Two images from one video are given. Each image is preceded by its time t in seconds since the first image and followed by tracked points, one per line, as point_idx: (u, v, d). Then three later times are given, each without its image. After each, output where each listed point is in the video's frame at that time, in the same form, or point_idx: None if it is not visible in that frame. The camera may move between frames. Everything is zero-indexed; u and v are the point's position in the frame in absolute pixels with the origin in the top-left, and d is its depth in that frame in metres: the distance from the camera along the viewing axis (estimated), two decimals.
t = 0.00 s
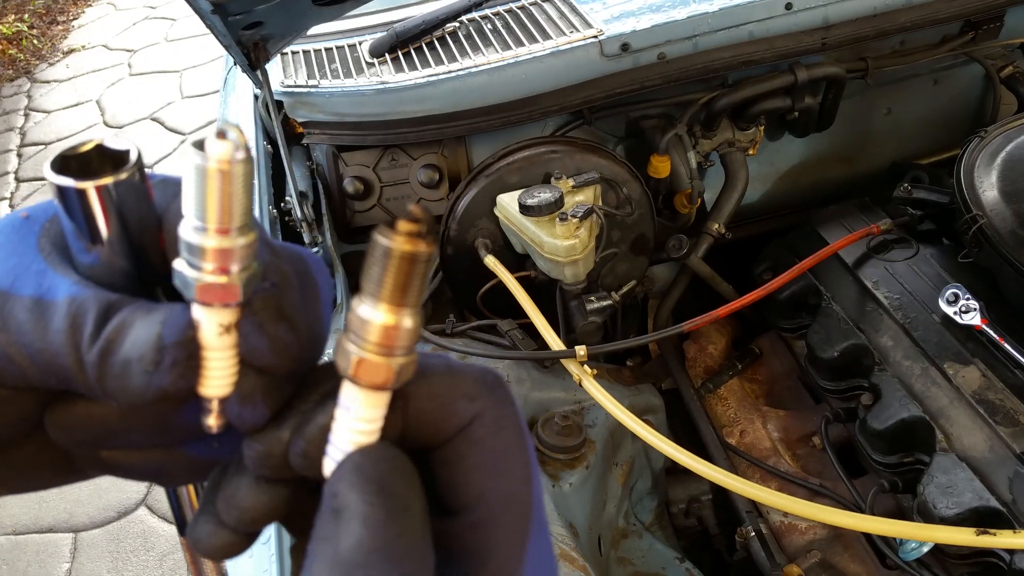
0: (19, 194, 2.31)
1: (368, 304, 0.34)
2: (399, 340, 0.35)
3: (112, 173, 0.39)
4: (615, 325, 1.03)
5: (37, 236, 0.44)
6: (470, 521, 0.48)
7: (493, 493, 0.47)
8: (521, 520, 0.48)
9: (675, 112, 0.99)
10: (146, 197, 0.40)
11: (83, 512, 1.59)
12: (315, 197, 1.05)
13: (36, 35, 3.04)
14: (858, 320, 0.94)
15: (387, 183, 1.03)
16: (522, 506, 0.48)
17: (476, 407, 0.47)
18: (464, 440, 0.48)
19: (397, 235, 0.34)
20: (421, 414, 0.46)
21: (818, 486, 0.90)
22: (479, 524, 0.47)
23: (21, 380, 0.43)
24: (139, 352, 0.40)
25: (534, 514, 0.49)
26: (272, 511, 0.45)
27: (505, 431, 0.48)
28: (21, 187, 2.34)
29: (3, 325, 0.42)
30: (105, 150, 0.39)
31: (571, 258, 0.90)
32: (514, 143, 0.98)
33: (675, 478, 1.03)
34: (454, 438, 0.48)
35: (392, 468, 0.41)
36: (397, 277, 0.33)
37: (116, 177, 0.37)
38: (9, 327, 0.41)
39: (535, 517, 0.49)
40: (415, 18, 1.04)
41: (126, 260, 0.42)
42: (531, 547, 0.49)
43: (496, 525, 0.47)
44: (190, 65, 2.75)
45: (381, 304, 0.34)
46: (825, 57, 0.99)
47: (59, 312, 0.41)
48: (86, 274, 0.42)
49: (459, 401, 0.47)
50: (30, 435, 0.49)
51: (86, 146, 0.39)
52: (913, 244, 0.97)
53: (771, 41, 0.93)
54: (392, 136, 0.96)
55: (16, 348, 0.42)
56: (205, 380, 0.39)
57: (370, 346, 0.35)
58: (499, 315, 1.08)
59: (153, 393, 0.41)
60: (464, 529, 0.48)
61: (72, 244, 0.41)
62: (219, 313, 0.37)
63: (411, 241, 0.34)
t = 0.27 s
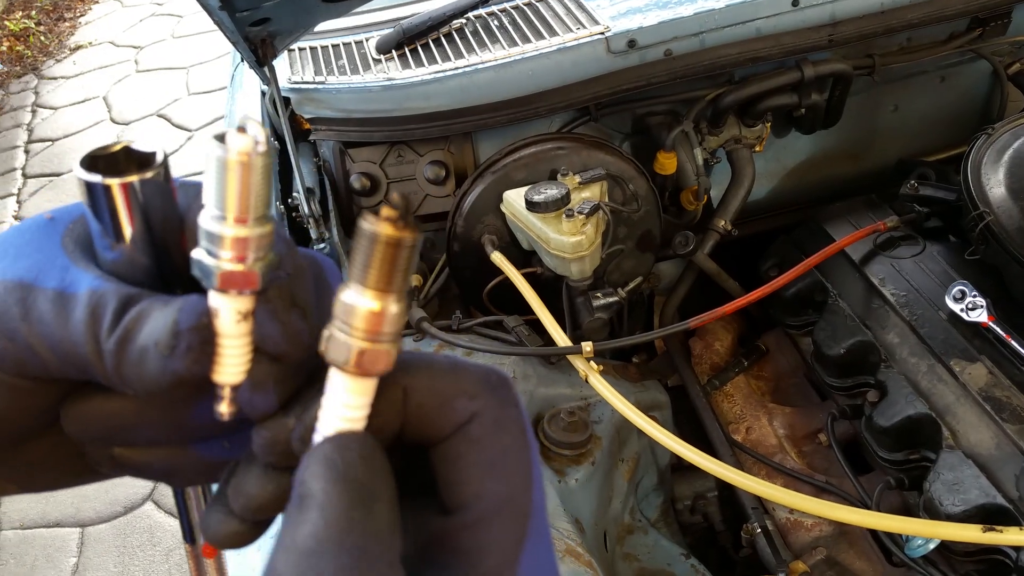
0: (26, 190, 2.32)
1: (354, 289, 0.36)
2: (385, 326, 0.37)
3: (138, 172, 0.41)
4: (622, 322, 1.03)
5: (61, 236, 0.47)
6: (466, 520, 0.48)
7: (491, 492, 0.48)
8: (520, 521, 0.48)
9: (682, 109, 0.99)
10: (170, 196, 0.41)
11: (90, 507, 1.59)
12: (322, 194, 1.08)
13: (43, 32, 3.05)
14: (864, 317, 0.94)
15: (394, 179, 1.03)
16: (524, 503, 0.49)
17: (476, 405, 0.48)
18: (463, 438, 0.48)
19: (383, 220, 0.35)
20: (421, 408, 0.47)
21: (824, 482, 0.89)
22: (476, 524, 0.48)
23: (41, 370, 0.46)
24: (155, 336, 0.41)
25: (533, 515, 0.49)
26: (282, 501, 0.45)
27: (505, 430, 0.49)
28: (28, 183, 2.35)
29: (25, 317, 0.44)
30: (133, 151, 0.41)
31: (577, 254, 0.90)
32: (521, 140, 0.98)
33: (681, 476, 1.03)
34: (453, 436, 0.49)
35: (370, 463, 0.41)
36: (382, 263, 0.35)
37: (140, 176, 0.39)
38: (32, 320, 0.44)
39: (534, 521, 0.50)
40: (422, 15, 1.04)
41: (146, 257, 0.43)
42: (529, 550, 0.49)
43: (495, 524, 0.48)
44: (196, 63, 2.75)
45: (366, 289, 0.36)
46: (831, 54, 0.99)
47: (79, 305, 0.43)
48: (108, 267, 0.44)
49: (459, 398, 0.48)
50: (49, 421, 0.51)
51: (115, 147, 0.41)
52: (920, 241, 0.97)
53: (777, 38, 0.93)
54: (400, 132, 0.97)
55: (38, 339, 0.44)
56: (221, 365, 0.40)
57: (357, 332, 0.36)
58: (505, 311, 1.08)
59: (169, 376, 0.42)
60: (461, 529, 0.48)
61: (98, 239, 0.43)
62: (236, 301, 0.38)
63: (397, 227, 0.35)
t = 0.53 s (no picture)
0: (32, 189, 2.33)
1: (358, 289, 0.38)
2: (385, 329, 0.39)
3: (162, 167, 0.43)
4: (626, 321, 1.03)
5: (83, 230, 0.50)
6: (466, 516, 0.48)
7: (491, 488, 0.48)
8: (520, 517, 0.48)
9: (687, 108, 0.99)
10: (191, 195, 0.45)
11: (94, 505, 1.60)
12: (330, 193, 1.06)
13: (50, 31, 3.06)
14: (868, 316, 0.94)
15: (400, 178, 1.04)
16: (525, 499, 0.49)
17: (479, 401, 0.50)
18: (465, 434, 0.50)
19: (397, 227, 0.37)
20: (423, 403, 0.49)
21: (829, 482, 0.90)
22: (476, 518, 0.48)
23: (54, 356, 0.47)
24: (170, 321, 0.44)
25: (533, 513, 0.49)
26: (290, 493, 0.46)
27: (507, 427, 0.50)
28: (34, 181, 2.36)
29: (43, 303, 0.46)
30: (160, 150, 0.44)
31: (582, 253, 0.90)
32: (527, 139, 0.98)
33: (685, 475, 1.03)
34: (457, 432, 0.50)
35: (338, 453, 0.42)
36: (391, 266, 0.37)
37: (165, 171, 0.42)
38: (49, 307, 0.46)
39: (534, 519, 0.49)
40: (429, 14, 1.05)
41: (163, 249, 0.47)
42: (528, 548, 0.49)
43: (494, 519, 0.48)
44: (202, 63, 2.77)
45: (370, 291, 0.38)
46: (836, 54, 0.99)
47: (96, 292, 0.45)
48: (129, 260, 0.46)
49: (463, 395, 0.50)
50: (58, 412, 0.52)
51: (143, 144, 0.43)
52: (923, 241, 0.96)
53: (782, 38, 0.94)
54: (406, 131, 0.97)
55: (54, 326, 0.46)
56: (230, 356, 0.42)
57: (357, 331, 0.38)
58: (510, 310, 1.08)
59: (179, 360, 0.45)
60: (460, 524, 0.48)
61: (120, 232, 0.46)
62: (254, 291, 0.41)
63: (409, 234, 0.37)
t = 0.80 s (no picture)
0: (33, 189, 2.33)
1: (338, 263, 0.40)
2: (363, 304, 0.40)
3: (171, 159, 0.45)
4: (626, 320, 1.03)
5: (90, 220, 0.52)
6: (449, 500, 0.49)
7: (474, 472, 0.49)
8: (503, 503, 0.49)
9: (688, 108, 0.99)
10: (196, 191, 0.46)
11: (96, 506, 1.60)
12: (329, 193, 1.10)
13: (51, 32, 3.06)
14: (868, 315, 0.94)
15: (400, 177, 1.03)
16: (508, 485, 0.49)
17: (467, 386, 0.51)
18: (452, 418, 0.50)
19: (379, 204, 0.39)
20: (413, 386, 0.50)
21: (829, 480, 0.90)
22: (459, 503, 0.48)
23: (54, 335, 0.49)
24: (168, 297, 0.45)
25: (516, 499, 0.50)
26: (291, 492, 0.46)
27: (492, 413, 0.51)
28: (35, 182, 2.36)
29: (45, 283, 0.48)
30: (170, 144, 0.45)
31: (582, 252, 0.90)
32: (527, 139, 0.98)
33: (685, 474, 1.03)
34: (444, 417, 0.51)
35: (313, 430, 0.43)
36: (372, 243, 0.39)
37: (173, 160, 0.43)
38: (51, 287, 0.48)
39: (518, 507, 0.50)
40: (429, 14, 1.05)
41: (165, 240, 0.48)
42: (510, 535, 0.49)
43: (476, 504, 0.48)
44: (202, 62, 2.76)
45: (351, 265, 0.39)
46: (836, 54, 0.99)
47: (98, 273, 0.47)
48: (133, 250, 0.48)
49: (450, 380, 0.51)
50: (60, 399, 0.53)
51: (154, 137, 0.45)
52: (923, 240, 0.97)
53: (783, 37, 0.94)
54: (407, 131, 0.96)
55: (55, 305, 0.48)
56: (224, 337, 0.44)
57: (336, 305, 0.39)
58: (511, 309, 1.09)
59: (176, 334, 0.46)
60: (444, 509, 0.48)
61: (126, 221, 0.47)
62: (256, 272, 0.43)
63: (391, 211, 0.39)
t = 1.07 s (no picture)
0: (39, 194, 2.34)
1: (350, 262, 0.40)
2: (373, 304, 0.40)
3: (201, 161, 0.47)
4: (628, 320, 1.03)
5: (120, 223, 0.54)
6: (451, 509, 0.49)
7: (475, 480, 0.49)
8: (505, 510, 0.49)
9: (688, 109, 0.99)
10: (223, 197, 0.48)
11: (101, 508, 1.61)
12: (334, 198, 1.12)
13: (56, 37, 3.08)
14: (870, 314, 0.93)
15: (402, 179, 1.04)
16: (509, 491, 0.50)
17: (462, 393, 0.51)
18: (448, 426, 0.50)
19: (391, 206, 0.39)
20: (409, 391, 0.50)
21: (831, 479, 0.90)
22: (461, 512, 0.49)
23: (71, 317, 0.49)
24: (187, 278, 0.47)
25: (516, 505, 0.50)
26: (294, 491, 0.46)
27: (489, 419, 0.51)
28: (41, 186, 2.37)
29: (68, 268, 0.49)
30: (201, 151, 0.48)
31: (583, 252, 0.91)
32: (529, 140, 0.99)
33: (688, 474, 1.03)
34: (440, 424, 0.51)
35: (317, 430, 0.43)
36: (383, 245, 0.39)
37: (206, 163, 0.46)
38: (74, 272, 0.49)
39: (519, 513, 0.50)
40: (431, 17, 1.05)
41: (188, 240, 0.50)
42: (513, 540, 0.50)
43: (479, 512, 0.49)
44: (206, 66, 2.78)
45: (361, 265, 0.40)
46: (836, 54, 1.00)
47: (122, 259, 0.49)
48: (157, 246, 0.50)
49: (446, 386, 0.51)
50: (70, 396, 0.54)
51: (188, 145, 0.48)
52: (925, 238, 0.97)
53: (782, 38, 0.94)
54: (408, 133, 0.98)
55: (76, 290, 0.49)
56: (230, 322, 0.44)
57: (345, 305, 0.40)
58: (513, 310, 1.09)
59: (187, 312, 0.46)
60: (446, 518, 0.49)
61: (154, 223, 0.49)
62: (276, 261, 0.43)
63: (401, 213, 0.39)
